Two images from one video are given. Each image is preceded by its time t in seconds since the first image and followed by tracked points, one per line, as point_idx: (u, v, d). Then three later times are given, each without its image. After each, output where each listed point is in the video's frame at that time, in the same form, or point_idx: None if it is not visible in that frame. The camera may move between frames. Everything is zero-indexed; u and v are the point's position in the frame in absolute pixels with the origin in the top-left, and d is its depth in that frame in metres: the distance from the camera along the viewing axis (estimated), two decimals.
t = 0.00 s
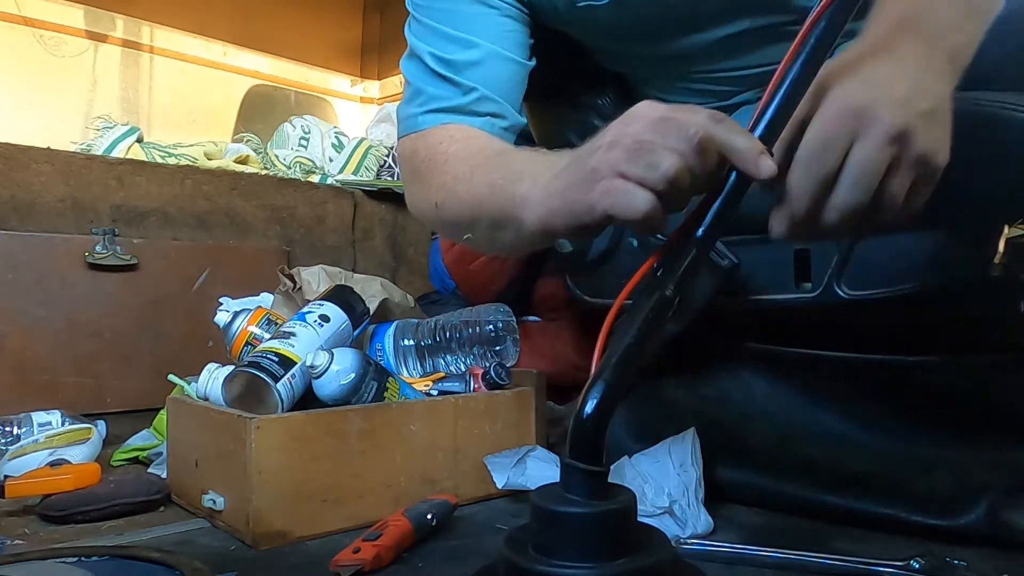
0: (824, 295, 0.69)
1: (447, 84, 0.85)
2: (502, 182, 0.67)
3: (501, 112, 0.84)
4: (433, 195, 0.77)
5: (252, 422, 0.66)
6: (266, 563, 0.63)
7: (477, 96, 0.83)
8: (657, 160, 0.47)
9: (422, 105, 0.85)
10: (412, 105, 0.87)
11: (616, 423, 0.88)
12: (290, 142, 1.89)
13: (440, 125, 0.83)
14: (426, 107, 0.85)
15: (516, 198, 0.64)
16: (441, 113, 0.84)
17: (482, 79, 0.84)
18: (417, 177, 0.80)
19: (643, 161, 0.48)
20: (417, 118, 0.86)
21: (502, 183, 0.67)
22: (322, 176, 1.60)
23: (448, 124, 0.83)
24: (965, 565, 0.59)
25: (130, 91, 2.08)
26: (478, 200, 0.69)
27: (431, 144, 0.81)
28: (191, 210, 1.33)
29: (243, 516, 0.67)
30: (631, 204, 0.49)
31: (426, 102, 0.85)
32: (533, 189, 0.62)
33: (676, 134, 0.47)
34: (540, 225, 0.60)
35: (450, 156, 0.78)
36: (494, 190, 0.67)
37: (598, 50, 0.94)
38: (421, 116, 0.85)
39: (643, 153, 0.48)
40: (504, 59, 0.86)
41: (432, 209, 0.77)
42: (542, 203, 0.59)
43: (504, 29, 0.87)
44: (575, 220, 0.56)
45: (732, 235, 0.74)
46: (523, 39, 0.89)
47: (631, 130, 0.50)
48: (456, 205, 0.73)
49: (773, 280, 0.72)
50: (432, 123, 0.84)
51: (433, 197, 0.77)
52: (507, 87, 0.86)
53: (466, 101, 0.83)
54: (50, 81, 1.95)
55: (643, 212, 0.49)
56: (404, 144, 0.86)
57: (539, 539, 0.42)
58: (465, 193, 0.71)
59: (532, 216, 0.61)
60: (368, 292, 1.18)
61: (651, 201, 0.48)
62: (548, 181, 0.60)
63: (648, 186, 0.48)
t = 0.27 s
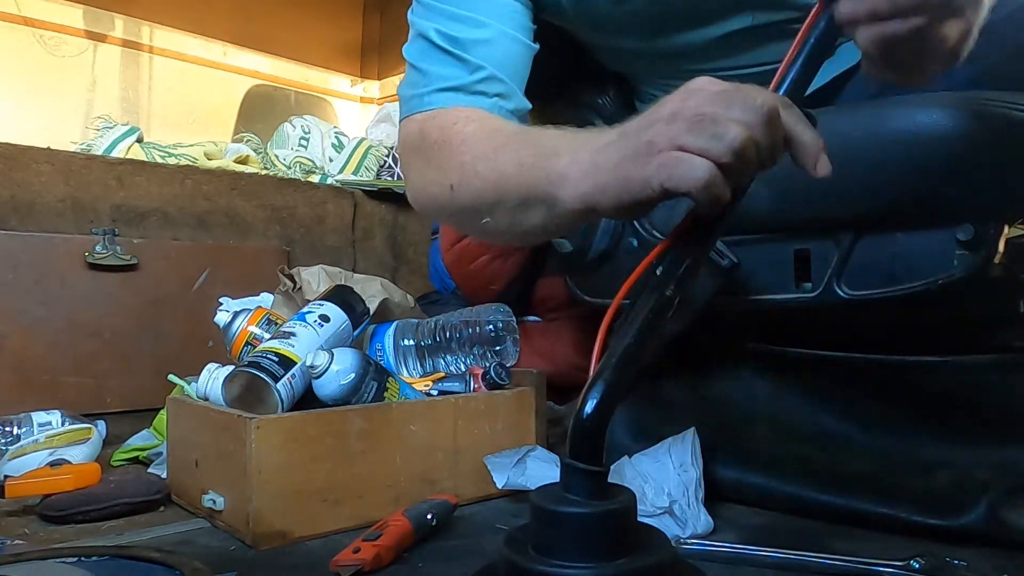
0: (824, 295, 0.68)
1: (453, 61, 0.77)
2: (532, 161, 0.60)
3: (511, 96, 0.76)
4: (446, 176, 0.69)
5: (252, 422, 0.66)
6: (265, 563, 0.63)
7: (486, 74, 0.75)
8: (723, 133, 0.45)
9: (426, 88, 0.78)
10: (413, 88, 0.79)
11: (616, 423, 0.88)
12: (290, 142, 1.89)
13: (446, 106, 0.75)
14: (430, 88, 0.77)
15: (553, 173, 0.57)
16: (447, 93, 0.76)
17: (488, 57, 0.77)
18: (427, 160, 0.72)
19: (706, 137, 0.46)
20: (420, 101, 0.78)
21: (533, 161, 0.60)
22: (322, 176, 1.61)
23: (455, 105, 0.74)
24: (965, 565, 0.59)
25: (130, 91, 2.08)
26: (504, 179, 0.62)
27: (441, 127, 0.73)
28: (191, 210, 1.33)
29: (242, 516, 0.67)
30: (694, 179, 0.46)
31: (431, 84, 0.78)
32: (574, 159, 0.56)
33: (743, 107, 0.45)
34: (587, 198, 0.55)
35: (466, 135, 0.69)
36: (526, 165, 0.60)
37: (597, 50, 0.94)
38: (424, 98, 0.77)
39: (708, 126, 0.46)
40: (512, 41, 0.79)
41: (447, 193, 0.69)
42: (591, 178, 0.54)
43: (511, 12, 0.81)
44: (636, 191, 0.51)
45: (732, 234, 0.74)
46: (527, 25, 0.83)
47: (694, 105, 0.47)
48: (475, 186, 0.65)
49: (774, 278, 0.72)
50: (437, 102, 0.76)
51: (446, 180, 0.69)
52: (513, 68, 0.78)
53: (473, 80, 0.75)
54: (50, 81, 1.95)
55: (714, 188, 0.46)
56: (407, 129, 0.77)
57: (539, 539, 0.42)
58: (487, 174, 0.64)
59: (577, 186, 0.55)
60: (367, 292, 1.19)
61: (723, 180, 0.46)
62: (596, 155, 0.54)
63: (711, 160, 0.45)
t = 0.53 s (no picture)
0: (824, 295, 0.69)
1: (471, 66, 0.72)
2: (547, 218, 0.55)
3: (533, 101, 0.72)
4: (462, 212, 0.63)
5: (252, 422, 0.66)
6: (266, 563, 0.63)
7: (507, 79, 0.71)
8: (657, 178, 0.38)
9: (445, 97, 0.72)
10: (431, 96, 0.74)
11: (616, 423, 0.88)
12: (290, 142, 1.89)
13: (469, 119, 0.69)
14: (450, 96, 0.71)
15: (561, 243, 0.52)
16: (471, 101, 0.70)
17: (510, 63, 0.72)
18: (445, 189, 0.67)
19: (642, 184, 0.39)
20: (441, 110, 0.72)
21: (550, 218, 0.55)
22: (322, 176, 1.60)
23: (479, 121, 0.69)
24: (965, 565, 0.59)
25: (130, 91, 2.08)
26: (516, 237, 0.57)
27: (465, 154, 0.66)
28: (191, 210, 1.33)
29: (243, 516, 0.67)
30: (626, 229, 0.39)
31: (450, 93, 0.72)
32: (576, 244, 0.50)
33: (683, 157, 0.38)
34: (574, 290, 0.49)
35: (489, 174, 0.63)
36: (537, 230, 0.55)
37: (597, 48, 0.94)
38: (443, 108, 0.71)
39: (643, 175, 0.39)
40: (531, 45, 0.75)
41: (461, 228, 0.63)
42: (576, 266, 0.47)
43: (528, 14, 0.77)
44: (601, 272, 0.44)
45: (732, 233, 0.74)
46: (543, 28, 0.79)
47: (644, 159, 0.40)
48: (489, 231, 0.60)
49: (774, 279, 0.73)
50: (458, 109, 0.70)
51: (461, 212, 0.63)
52: (533, 73, 0.75)
53: (497, 87, 0.70)
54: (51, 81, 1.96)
55: (651, 241, 0.38)
56: (429, 144, 0.72)
57: (539, 539, 0.42)
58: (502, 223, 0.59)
59: (568, 277, 0.49)
60: (367, 292, 1.19)
61: (662, 232, 0.38)
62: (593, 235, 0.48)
63: (646, 207, 0.38)
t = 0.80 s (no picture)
0: (824, 295, 0.68)
1: (463, 67, 0.72)
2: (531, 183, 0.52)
3: (522, 101, 0.73)
4: (451, 188, 0.61)
5: (252, 421, 0.66)
6: (266, 563, 0.63)
7: (499, 81, 0.71)
8: (691, 109, 0.38)
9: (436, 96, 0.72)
10: (423, 95, 0.74)
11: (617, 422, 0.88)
12: (290, 142, 1.89)
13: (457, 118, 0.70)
14: (442, 95, 0.72)
15: (549, 199, 0.49)
16: (461, 102, 0.71)
17: (502, 64, 0.73)
18: (431, 176, 0.66)
19: (663, 119, 0.39)
20: (432, 109, 0.72)
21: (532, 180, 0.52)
22: (322, 176, 1.60)
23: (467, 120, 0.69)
24: (965, 566, 0.59)
25: (130, 91, 2.08)
26: (504, 196, 0.54)
27: (451, 138, 0.66)
28: (191, 210, 1.33)
29: (242, 516, 0.67)
30: (665, 164, 0.39)
31: (440, 92, 0.72)
32: (570, 179, 0.47)
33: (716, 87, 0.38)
34: (580, 224, 0.47)
35: (474, 151, 0.62)
36: (524, 187, 0.52)
37: (597, 49, 0.94)
38: (434, 107, 0.72)
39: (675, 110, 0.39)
40: (524, 46, 0.76)
41: (453, 203, 0.61)
42: (583, 200, 0.45)
43: (521, 15, 0.78)
44: (624, 205, 0.43)
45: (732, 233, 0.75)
46: (536, 28, 0.80)
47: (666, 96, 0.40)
48: (477, 200, 0.58)
49: (773, 278, 0.72)
50: (449, 110, 0.71)
51: (451, 189, 0.61)
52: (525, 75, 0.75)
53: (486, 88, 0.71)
54: (50, 82, 1.96)
55: (694, 173, 0.39)
56: (418, 139, 0.71)
57: (539, 539, 0.42)
58: (488, 192, 0.56)
59: (570, 211, 0.47)
60: (367, 292, 1.18)
61: (705, 163, 0.39)
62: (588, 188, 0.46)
63: (683, 141, 0.38)
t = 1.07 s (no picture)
0: (824, 295, 0.69)
1: (454, 58, 0.69)
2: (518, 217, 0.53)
3: (513, 100, 0.69)
4: (434, 203, 0.61)
5: (252, 421, 0.66)
6: (266, 563, 0.63)
7: (489, 73, 0.68)
8: (679, 202, 0.39)
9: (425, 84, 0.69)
10: (412, 84, 0.71)
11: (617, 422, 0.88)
12: (290, 142, 1.89)
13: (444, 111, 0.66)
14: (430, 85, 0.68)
15: (531, 245, 0.50)
16: (450, 93, 0.67)
17: (494, 59, 0.69)
18: (420, 179, 0.64)
19: (649, 203, 0.40)
20: (419, 99, 0.68)
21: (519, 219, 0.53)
22: (322, 176, 1.60)
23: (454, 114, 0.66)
24: (965, 566, 0.59)
25: (130, 91, 2.08)
26: (487, 228, 0.55)
27: (439, 145, 0.64)
28: (191, 210, 1.33)
29: (243, 516, 0.67)
30: (646, 247, 0.40)
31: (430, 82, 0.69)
32: (557, 237, 0.48)
33: (703, 181, 0.39)
34: (553, 277, 0.47)
35: (465, 163, 0.61)
36: (510, 227, 0.53)
37: (598, 49, 0.94)
38: (422, 97, 0.68)
39: (661, 198, 0.40)
40: (518, 41, 0.72)
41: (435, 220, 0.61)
42: (563, 259, 0.46)
43: (517, 11, 0.75)
44: (598, 280, 0.43)
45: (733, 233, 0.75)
46: (533, 27, 0.76)
47: (649, 179, 0.41)
48: (461, 225, 0.58)
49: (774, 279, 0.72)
50: (436, 101, 0.67)
51: (434, 206, 0.61)
52: (517, 71, 0.72)
53: (477, 82, 0.67)
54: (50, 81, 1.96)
55: (672, 259, 0.39)
56: (404, 135, 0.68)
57: (539, 539, 0.42)
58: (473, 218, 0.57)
59: (548, 267, 0.47)
60: (367, 292, 1.19)
61: (683, 250, 0.39)
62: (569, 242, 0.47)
63: (666, 229, 0.39)
